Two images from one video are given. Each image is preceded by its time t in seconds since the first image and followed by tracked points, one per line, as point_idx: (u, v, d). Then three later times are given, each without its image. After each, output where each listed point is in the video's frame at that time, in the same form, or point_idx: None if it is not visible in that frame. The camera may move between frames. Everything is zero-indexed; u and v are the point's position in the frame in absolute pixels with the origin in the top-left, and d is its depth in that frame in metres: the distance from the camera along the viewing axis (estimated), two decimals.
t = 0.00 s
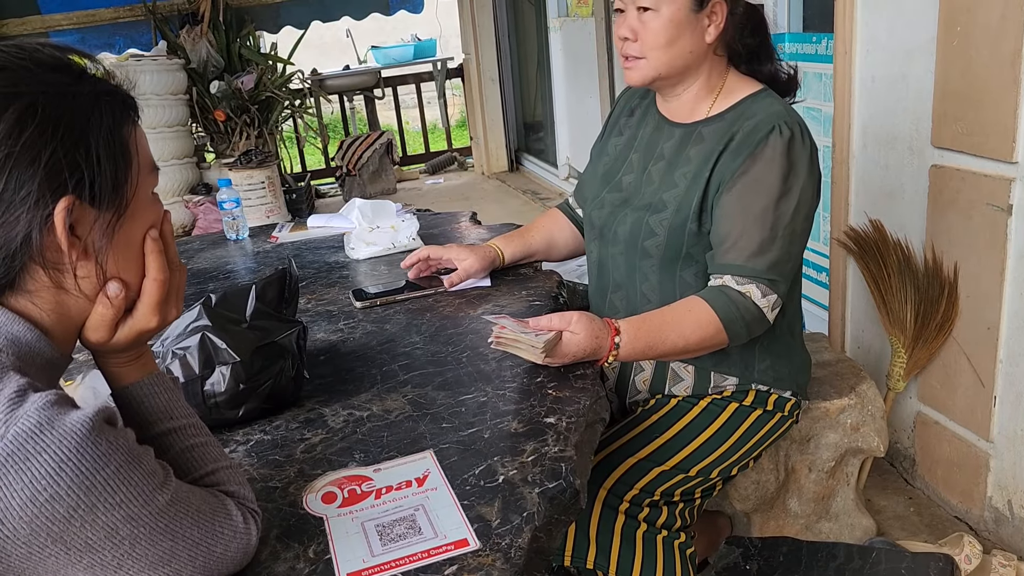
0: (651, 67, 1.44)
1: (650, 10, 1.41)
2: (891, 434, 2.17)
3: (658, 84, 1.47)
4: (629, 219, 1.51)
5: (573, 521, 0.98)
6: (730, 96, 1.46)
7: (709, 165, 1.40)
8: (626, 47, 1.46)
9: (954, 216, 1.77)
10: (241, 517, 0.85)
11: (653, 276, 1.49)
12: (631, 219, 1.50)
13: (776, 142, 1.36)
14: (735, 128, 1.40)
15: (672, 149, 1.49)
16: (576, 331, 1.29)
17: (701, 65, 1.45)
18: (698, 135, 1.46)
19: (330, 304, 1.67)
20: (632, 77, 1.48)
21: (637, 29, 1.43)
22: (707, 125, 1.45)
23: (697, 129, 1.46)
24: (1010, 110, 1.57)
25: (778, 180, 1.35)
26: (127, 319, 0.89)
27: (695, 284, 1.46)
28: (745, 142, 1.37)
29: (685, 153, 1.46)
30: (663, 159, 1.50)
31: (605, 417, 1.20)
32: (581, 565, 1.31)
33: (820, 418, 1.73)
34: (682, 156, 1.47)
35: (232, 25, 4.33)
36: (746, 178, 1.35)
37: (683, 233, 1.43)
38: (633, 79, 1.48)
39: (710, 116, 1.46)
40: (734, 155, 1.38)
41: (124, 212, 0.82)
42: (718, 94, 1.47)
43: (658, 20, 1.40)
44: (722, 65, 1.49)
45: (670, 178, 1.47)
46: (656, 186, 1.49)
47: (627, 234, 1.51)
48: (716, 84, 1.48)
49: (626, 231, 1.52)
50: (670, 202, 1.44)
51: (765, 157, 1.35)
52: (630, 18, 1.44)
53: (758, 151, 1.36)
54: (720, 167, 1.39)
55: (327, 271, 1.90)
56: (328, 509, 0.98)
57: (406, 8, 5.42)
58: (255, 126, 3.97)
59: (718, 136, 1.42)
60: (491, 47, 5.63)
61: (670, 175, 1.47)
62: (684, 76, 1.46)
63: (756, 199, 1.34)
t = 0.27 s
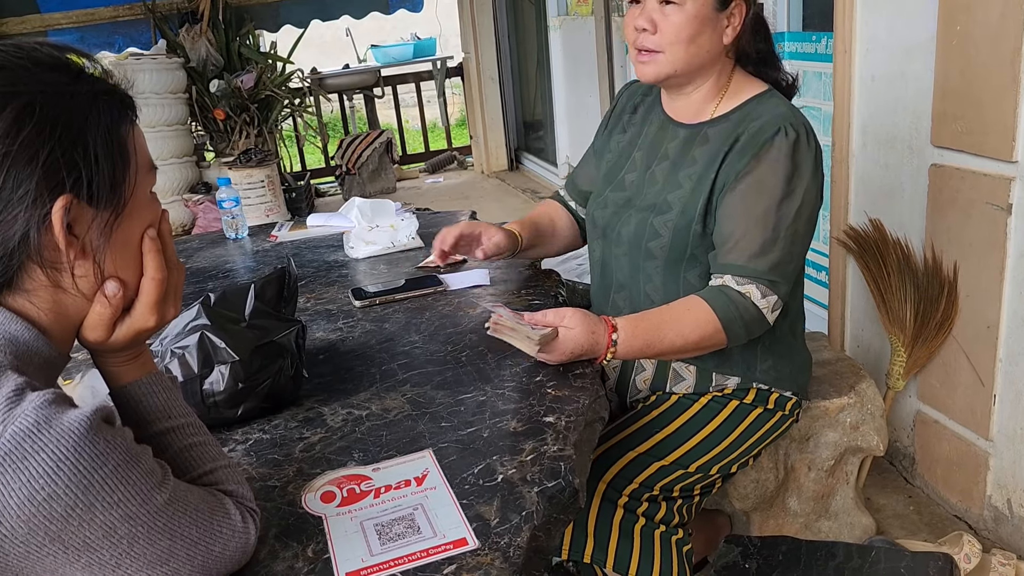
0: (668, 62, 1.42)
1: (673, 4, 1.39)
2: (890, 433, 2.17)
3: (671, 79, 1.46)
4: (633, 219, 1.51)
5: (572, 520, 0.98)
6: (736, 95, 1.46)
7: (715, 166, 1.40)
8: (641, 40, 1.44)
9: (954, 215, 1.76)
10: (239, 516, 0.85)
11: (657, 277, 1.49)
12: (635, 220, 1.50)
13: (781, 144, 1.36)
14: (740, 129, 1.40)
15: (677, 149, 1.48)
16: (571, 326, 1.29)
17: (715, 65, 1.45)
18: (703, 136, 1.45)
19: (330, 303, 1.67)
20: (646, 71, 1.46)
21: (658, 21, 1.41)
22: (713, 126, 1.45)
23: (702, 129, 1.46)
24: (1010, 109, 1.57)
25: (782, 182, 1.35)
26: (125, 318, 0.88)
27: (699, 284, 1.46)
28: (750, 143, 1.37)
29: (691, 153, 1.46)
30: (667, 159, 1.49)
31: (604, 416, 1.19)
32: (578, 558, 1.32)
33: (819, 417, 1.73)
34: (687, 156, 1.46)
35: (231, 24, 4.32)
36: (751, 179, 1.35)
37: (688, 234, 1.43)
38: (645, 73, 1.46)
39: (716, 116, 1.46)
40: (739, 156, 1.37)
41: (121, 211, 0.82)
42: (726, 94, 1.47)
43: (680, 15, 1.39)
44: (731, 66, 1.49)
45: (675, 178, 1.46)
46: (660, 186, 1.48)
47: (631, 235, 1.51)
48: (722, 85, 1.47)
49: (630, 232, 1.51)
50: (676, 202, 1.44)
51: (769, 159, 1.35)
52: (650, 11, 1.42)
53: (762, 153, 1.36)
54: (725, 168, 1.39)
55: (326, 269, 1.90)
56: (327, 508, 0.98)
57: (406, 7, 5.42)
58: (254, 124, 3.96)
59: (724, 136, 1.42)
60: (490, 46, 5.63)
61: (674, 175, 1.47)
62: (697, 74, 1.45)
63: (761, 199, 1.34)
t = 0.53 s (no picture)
0: (667, 66, 1.41)
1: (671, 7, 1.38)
2: (889, 432, 2.17)
3: (670, 83, 1.44)
4: (642, 224, 1.49)
5: (570, 519, 0.98)
6: (736, 93, 1.46)
7: (723, 162, 1.40)
8: (637, 44, 1.43)
9: (953, 213, 1.76)
10: (237, 515, 0.85)
11: (671, 279, 1.47)
12: (644, 224, 1.48)
13: (788, 136, 1.36)
14: (747, 124, 1.40)
15: (681, 149, 1.47)
16: (567, 319, 1.28)
17: (712, 65, 1.45)
18: (708, 134, 1.45)
19: (328, 302, 1.67)
20: (643, 76, 1.45)
21: (654, 25, 1.40)
22: (717, 123, 1.44)
23: (707, 127, 1.45)
24: (1008, 107, 1.57)
25: (787, 172, 1.35)
26: (122, 316, 0.89)
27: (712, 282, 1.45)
28: (756, 137, 1.37)
29: (697, 152, 1.45)
30: (671, 160, 1.48)
31: (603, 414, 1.19)
32: (582, 554, 1.31)
33: (818, 416, 1.73)
34: (692, 155, 1.46)
35: (230, 23, 4.32)
36: (761, 174, 1.35)
37: (702, 232, 1.43)
38: (644, 78, 1.45)
39: (718, 114, 1.45)
40: (746, 149, 1.38)
41: (118, 208, 0.82)
42: (723, 93, 1.46)
43: (678, 18, 1.38)
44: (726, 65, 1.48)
45: (682, 177, 1.46)
46: (666, 189, 1.47)
47: (641, 240, 1.49)
48: (719, 83, 1.47)
49: (640, 238, 1.49)
50: (687, 201, 1.44)
51: (776, 151, 1.35)
52: (649, 15, 1.40)
53: (769, 145, 1.36)
54: (733, 163, 1.39)
55: (325, 268, 1.90)
56: (325, 506, 0.98)
57: (405, 6, 5.41)
58: (253, 124, 3.95)
59: (729, 132, 1.42)
60: (489, 45, 5.62)
61: (681, 174, 1.46)
62: (694, 77, 1.44)
63: (769, 194, 1.34)
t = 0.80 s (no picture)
0: (656, 77, 1.41)
1: (654, 18, 1.37)
2: (888, 430, 2.17)
3: (659, 92, 1.44)
4: (637, 230, 1.49)
5: (568, 517, 0.98)
6: (726, 94, 1.45)
7: (716, 165, 1.40)
8: (622, 58, 1.43)
9: (951, 211, 1.76)
10: (235, 513, 0.85)
11: (668, 285, 1.47)
12: (639, 231, 1.48)
13: (779, 136, 1.36)
14: (737, 125, 1.40)
15: (673, 154, 1.47)
16: (563, 317, 1.29)
17: (700, 70, 1.44)
18: (700, 136, 1.45)
19: (327, 300, 1.67)
20: (633, 89, 1.45)
21: (637, 37, 1.40)
22: (708, 126, 1.44)
23: (698, 130, 1.45)
24: (1006, 105, 1.57)
25: (779, 173, 1.35)
26: (120, 315, 0.89)
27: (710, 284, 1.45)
28: (748, 137, 1.37)
29: (689, 155, 1.45)
30: (664, 165, 1.48)
31: (601, 413, 1.19)
32: (576, 551, 1.33)
33: (817, 414, 1.73)
34: (685, 159, 1.45)
35: (229, 22, 4.31)
36: (754, 175, 1.35)
37: (698, 235, 1.43)
38: (633, 91, 1.45)
39: (707, 116, 1.45)
40: (737, 151, 1.38)
41: (116, 208, 0.82)
42: (713, 95, 1.46)
43: (661, 29, 1.38)
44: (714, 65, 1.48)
45: (676, 182, 1.46)
46: (660, 194, 1.47)
47: (637, 246, 1.49)
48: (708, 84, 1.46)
49: (636, 244, 1.49)
50: (681, 206, 1.44)
51: (767, 152, 1.35)
52: (632, 27, 1.40)
53: (760, 145, 1.36)
54: (726, 166, 1.39)
55: (324, 267, 1.90)
56: (323, 505, 0.98)
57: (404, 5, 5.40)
58: (252, 122, 3.96)
59: (721, 135, 1.42)
60: (488, 43, 5.62)
61: (675, 179, 1.46)
62: (682, 84, 1.44)
63: (763, 195, 1.34)
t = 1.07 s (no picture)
0: (650, 82, 1.41)
1: (645, 24, 1.37)
2: (887, 429, 2.16)
3: (653, 96, 1.44)
4: (631, 230, 1.48)
5: (567, 516, 0.98)
6: (718, 94, 1.45)
7: (709, 165, 1.40)
8: (616, 65, 1.42)
9: (950, 209, 1.76)
10: (234, 513, 0.85)
11: (663, 285, 1.46)
12: (634, 231, 1.48)
13: (772, 135, 1.36)
14: (730, 124, 1.40)
15: (666, 154, 1.47)
16: (565, 319, 1.28)
17: (692, 72, 1.44)
18: (694, 136, 1.44)
19: (326, 300, 1.66)
20: (626, 93, 1.44)
21: (630, 44, 1.39)
22: (701, 125, 1.44)
23: (691, 130, 1.45)
24: (1005, 104, 1.56)
25: (773, 172, 1.35)
26: (118, 316, 0.88)
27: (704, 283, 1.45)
28: (741, 137, 1.37)
29: (683, 155, 1.45)
30: (657, 165, 1.48)
31: (600, 412, 1.19)
32: (576, 551, 1.32)
33: (816, 413, 1.73)
34: (679, 159, 1.45)
35: (228, 21, 4.31)
36: (748, 174, 1.35)
37: (692, 235, 1.43)
38: (627, 95, 1.44)
39: (700, 116, 1.45)
40: (730, 151, 1.38)
41: (113, 208, 0.81)
42: (706, 96, 1.46)
43: (654, 35, 1.37)
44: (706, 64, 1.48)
45: (669, 182, 1.45)
46: (654, 195, 1.47)
47: (632, 247, 1.49)
48: (700, 84, 1.46)
49: (630, 244, 1.49)
50: (675, 206, 1.44)
51: (760, 151, 1.35)
52: (624, 34, 1.40)
53: (752, 146, 1.36)
54: (718, 166, 1.39)
55: (322, 266, 1.90)
56: (322, 504, 0.98)
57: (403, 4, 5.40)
58: (252, 121, 3.99)
59: (714, 134, 1.41)
60: (487, 42, 5.61)
61: (668, 179, 1.46)
62: (676, 86, 1.43)
63: (757, 195, 1.34)
